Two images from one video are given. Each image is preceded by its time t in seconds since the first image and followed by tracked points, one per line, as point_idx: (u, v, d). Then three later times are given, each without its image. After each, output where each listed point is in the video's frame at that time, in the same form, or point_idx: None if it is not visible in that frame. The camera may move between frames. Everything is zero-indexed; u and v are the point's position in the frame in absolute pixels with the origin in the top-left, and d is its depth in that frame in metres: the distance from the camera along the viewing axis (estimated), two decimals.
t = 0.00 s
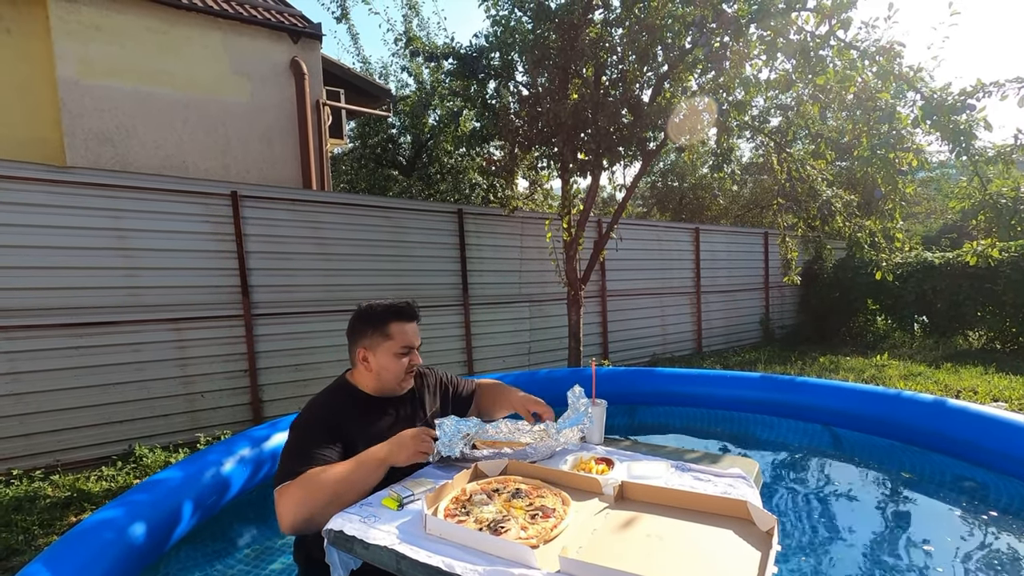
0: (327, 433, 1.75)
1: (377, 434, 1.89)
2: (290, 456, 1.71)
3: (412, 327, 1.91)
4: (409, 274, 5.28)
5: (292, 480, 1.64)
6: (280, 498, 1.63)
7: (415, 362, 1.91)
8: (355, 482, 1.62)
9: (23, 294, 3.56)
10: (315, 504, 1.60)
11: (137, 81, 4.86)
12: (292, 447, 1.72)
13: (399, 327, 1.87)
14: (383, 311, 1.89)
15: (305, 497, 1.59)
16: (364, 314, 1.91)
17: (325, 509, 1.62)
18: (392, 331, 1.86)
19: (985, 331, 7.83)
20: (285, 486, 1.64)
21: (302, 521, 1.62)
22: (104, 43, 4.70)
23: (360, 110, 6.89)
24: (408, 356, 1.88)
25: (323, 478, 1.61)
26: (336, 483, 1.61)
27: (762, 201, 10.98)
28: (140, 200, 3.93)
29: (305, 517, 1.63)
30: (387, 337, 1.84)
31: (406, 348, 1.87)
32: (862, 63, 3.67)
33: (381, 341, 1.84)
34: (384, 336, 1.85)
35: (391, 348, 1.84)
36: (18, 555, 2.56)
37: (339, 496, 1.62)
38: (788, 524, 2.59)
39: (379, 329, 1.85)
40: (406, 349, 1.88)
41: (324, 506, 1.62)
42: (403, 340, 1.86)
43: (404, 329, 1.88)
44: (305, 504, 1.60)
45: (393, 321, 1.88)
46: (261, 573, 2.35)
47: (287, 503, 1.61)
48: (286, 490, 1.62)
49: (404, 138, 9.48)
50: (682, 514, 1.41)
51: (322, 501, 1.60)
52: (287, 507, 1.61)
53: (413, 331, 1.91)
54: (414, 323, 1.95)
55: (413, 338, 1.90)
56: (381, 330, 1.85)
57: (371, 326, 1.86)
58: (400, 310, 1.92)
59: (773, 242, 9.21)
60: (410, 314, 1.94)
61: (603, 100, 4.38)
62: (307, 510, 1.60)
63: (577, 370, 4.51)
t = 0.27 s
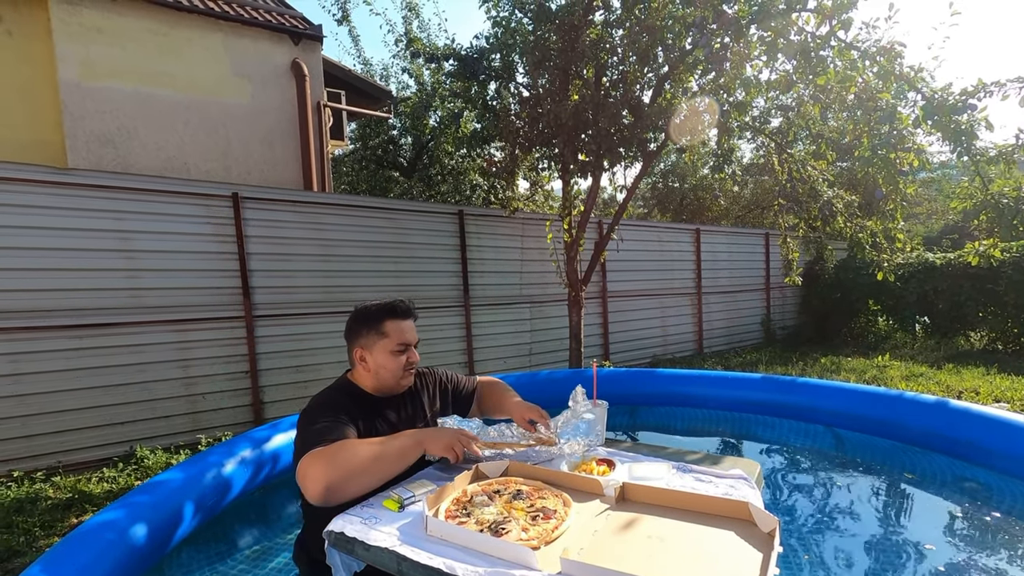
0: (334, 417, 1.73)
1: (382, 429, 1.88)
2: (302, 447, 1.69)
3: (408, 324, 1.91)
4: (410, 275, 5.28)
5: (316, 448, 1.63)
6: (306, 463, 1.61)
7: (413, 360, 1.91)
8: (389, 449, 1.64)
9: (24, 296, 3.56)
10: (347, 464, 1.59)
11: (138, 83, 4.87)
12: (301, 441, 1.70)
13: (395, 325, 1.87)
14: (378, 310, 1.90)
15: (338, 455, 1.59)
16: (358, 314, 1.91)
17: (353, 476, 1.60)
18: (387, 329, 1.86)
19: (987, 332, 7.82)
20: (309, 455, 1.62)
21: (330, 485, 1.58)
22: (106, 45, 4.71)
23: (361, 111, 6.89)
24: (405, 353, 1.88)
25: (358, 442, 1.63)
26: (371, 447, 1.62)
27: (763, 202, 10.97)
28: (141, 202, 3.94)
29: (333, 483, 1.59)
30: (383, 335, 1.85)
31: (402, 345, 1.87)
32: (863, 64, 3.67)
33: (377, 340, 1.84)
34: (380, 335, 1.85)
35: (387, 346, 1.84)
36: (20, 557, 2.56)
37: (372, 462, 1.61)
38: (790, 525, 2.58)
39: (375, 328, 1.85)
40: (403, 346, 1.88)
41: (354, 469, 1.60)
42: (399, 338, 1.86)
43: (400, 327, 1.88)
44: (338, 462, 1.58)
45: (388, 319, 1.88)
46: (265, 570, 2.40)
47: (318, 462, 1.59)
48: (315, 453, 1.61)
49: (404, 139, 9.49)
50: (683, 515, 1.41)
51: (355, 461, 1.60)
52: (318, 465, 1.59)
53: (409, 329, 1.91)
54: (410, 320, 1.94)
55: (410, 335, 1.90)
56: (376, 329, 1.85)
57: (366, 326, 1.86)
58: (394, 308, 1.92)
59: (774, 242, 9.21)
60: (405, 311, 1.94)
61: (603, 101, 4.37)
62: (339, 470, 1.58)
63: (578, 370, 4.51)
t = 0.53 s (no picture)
0: (342, 412, 1.74)
1: (391, 427, 1.88)
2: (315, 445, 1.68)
3: (416, 322, 1.91)
4: (411, 276, 5.29)
5: (331, 445, 1.61)
6: (324, 460, 1.59)
7: (421, 358, 1.91)
8: (406, 445, 1.63)
9: (26, 298, 3.57)
10: (366, 458, 1.57)
11: (140, 85, 4.88)
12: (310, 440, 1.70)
13: (403, 322, 1.88)
14: (386, 309, 1.90)
15: (356, 448, 1.58)
16: (365, 314, 1.92)
17: (373, 471, 1.57)
18: (396, 327, 1.86)
19: (989, 332, 7.81)
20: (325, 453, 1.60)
21: (351, 480, 1.55)
22: (107, 47, 4.72)
23: (362, 113, 6.90)
24: (414, 352, 1.88)
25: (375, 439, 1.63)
26: (388, 443, 1.62)
27: (764, 202, 10.95)
28: (142, 204, 3.95)
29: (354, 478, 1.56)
30: (392, 333, 1.85)
31: (411, 343, 1.87)
32: (863, 64, 3.67)
33: (386, 338, 1.84)
34: (389, 333, 1.85)
35: (396, 344, 1.85)
36: (21, 559, 2.56)
37: (390, 456, 1.60)
38: (792, 526, 2.57)
39: (384, 326, 1.86)
40: (411, 344, 1.88)
41: (374, 464, 1.57)
42: (408, 336, 1.86)
43: (408, 325, 1.88)
44: (356, 455, 1.57)
45: (396, 317, 1.89)
46: (269, 570, 2.45)
47: (337, 456, 1.57)
48: (333, 448, 1.59)
49: (405, 141, 9.50)
50: (684, 517, 1.41)
51: (374, 453, 1.58)
52: (337, 460, 1.56)
53: (417, 327, 1.91)
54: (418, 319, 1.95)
55: (418, 333, 1.90)
56: (385, 327, 1.86)
57: (375, 324, 1.86)
58: (401, 307, 1.92)
59: (775, 243, 9.20)
60: (413, 311, 1.95)
61: (604, 102, 4.37)
62: (358, 465, 1.56)
63: (579, 372, 4.50)
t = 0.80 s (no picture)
0: (350, 408, 1.74)
1: (397, 423, 1.88)
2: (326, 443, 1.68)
3: (420, 322, 1.91)
4: (412, 277, 5.29)
5: (344, 441, 1.61)
6: (339, 455, 1.59)
7: (424, 358, 1.91)
8: (420, 441, 1.65)
9: (28, 299, 3.57)
10: (381, 451, 1.58)
11: (141, 86, 4.89)
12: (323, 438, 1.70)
13: (407, 322, 1.88)
14: (391, 308, 1.91)
15: (370, 442, 1.58)
16: (371, 313, 1.93)
17: (389, 464, 1.57)
18: (399, 326, 1.86)
19: (991, 333, 7.80)
20: (340, 449, 1.61)
21: (369, 472, 1.55)
22: (109, 48, 4.73)
23: (362, 114, 6.91)
24: (416, 351, 1.88)
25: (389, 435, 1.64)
26: (401, 438, 1.63)
27: (765, 203, 10.95)
28: (143, 205, 3.95)
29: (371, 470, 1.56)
30: (395, 332, 1.85)
31: (414, 343, 1.87)
32: (864, 65, 3.67)
33: (389, 336, 1.84)
34: (391, 332, 1.85)
35: (399, 343, 1.85)
36: (23, 559, 2.56)
37: (404, 449, 1.60)
38: (795, 527, 2.57)
39: (387, 325, 1.86)
40: (414, 343, 1.88)
41: (389, 457, 1.58)
42: (411, 335, 1.86)
43: (411, 324, 1.88)
44: (372, 449, 1.58)
45: (400, 316, 1.89)
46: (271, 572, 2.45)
47: (352, 450, 1.58)
48: (349, 442, 1.60)
49: (406, 142, 9.50)
50: (687, 518, 1.40)
51: (389, 446, 1.59)
52: (352, 453, 1.57)
53: (421, 327, 1.91)
54: (421, 319, 1.95)
55: (421, 333, 1.90)
56: (389, 326, 1.86)
57: (378, 322, 1.87)
58: (407, 306, 1.93)
59: (776, 244, 9.19)
60: (417, 311, 1.95)
61: (605, 103, 4.37)
62: (374, 458, 1.57)
63: (580, 372, 4.50)
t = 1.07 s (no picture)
0: (355, 406, 1.74)
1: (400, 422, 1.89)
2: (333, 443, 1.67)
3: (422, 324, 1.91)
4: (414, 277, 5.29)
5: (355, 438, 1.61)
6: (351, 452, 1.59)
7: (424, 359, 1.90)
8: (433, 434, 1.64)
9: (30, 299, 3.58)
10: (393, 444, 1.57)
11: (143, 87, 4.90)
12: (328, 437, 1.70)
13: (408, 323, 1.88)
14: (393, 308, 1.91)
15: (383, 436, 1.59)
16: (374, 312, 1.93)
17: (401, 457, 1.56)
18: (401, 327, 1.86)
19: (993, 334, 7.79)
20: (350, 446, 1.61)
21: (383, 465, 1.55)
22: (111, 49, 4.74)
23: (364, 115, 6.92)
24: (417, 352, 1.88)
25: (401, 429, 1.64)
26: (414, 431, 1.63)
27: (766, 204, 10.95)
28: (145, 205, 3.96)
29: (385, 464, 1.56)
30: (396, 333, 1.85)
31: (415, 344, 1.87)
32: (866, 66, 3.67)
33: (390, 337, 1.85)
34: (392, 332, 1.85)
35: (399, 344, 1.85)
36: (25, 559, 2.57)
37: (417, 441, 1.60)
38: (796, 528, 2.57)
39: (389, 325, 1.86)
40: (415, 344, 1.88)
41: (402, 449, 1.57)
42: (412, 336, 1.86)
43: (413, 325, 1.88)
44: (386, 443, 1.58)
45: (403, 317, 1.89)
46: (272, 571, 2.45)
47: (366, 445, 1.58)
48: (360, 438, 1.61)
49: (408, 142, 9.51)
50: (688, 518, 1.41)
51: (403, 440, 1.58)
52: (366, 448, 1.57)
53: (422, 328, 1.91)
54: (424, 320, 1.95)
55: (423, 334, 1.90)
56: (390, 326, 1.86)
57: (380, 322, 1.87)
58: (409, 307, 1.93)
59: (777, 244, 9.19)
60: (420, 311, 1.95)
61: (606, 104, 4.38)
62: (388, 452, 1.56)
63: (582, 373, 4.50)
